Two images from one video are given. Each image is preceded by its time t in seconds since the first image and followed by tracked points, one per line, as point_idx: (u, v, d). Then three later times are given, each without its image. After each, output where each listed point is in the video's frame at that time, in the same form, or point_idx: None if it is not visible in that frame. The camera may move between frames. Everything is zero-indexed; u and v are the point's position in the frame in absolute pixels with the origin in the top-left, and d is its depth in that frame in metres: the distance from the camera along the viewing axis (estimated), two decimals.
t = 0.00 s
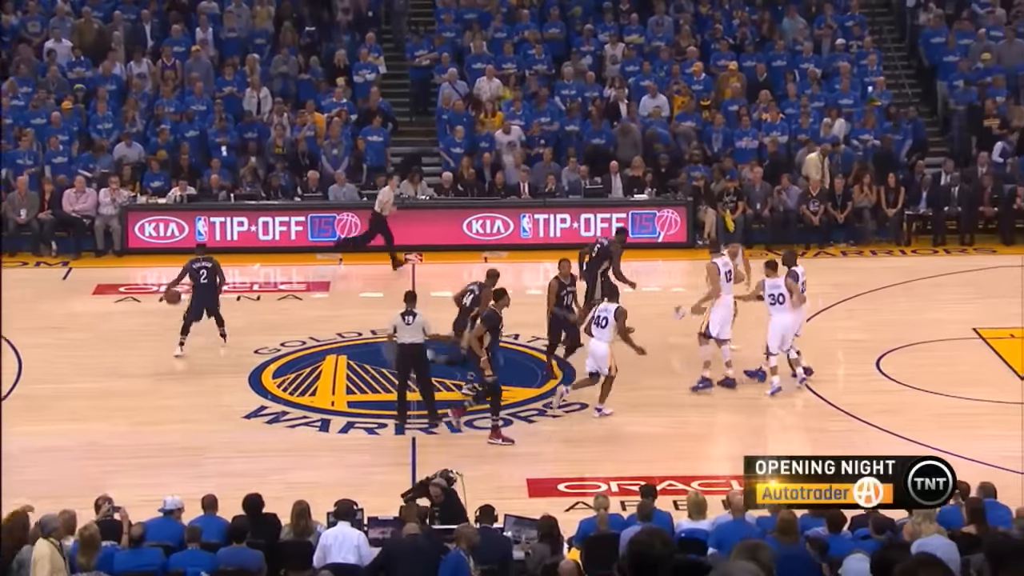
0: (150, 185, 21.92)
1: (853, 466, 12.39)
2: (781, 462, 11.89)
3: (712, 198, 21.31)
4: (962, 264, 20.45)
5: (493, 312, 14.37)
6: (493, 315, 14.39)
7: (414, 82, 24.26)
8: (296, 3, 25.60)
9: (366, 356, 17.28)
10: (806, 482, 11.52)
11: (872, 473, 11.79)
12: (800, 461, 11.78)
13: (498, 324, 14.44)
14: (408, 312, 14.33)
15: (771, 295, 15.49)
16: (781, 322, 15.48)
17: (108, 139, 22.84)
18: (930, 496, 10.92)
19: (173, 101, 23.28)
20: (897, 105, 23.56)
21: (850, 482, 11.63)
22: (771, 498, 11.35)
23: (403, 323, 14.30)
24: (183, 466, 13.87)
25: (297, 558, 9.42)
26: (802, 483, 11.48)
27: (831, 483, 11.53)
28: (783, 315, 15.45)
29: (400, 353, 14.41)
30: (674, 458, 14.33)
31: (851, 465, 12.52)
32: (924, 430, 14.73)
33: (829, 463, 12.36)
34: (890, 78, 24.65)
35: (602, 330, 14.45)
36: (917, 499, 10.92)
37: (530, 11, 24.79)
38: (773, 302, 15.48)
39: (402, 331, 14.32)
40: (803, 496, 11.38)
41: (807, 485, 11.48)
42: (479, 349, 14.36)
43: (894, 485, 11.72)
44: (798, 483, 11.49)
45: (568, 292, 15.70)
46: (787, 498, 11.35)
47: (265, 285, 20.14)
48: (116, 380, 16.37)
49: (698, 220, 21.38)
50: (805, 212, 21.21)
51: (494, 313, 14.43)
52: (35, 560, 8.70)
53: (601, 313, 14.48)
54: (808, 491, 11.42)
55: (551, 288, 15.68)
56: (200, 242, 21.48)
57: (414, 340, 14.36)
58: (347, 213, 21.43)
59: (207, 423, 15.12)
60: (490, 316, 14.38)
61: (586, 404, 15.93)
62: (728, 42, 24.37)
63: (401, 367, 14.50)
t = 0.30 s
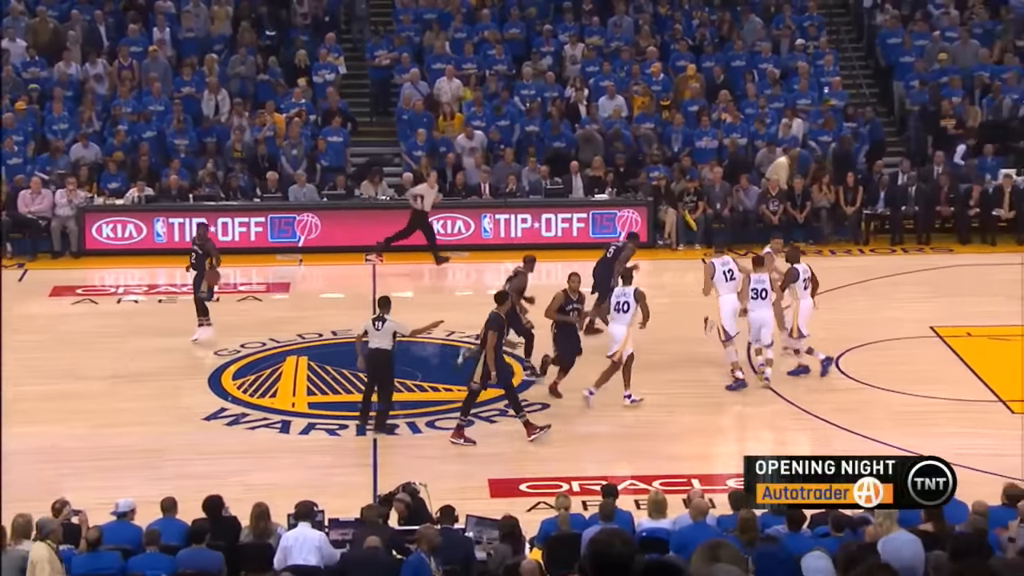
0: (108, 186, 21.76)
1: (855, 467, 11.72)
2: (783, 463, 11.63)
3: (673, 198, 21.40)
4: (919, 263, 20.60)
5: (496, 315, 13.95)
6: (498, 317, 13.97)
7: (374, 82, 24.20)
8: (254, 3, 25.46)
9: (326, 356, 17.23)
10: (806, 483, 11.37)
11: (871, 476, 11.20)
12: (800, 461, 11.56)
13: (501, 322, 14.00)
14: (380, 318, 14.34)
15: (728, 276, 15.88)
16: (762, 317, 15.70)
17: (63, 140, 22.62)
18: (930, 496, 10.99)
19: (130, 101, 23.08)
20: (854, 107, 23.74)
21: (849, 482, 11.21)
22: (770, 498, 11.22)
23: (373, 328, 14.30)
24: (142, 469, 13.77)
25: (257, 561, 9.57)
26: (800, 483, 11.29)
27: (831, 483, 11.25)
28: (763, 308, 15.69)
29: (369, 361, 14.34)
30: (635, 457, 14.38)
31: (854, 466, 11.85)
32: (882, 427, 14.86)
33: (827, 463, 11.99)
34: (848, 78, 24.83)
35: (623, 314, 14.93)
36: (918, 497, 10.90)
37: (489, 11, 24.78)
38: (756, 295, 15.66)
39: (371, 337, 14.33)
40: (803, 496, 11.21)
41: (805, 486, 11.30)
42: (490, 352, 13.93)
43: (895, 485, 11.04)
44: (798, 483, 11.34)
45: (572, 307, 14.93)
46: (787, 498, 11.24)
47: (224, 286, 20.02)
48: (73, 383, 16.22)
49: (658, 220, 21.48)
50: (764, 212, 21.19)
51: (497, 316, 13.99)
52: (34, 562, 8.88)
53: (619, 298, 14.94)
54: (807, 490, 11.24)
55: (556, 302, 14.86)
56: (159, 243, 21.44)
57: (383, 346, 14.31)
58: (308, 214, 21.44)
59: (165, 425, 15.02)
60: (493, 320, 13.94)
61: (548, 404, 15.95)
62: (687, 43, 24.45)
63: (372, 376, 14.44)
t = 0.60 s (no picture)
0: (65, 187, 21.58)
1: (854, 465, 10.75)
2: (782, 461, 10.71)
3: (634, 198, 21.42)
4: (878, 263, 20.73)
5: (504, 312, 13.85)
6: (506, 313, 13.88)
7: (334, 82, 24.13)
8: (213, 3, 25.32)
9: (288, 357, 17.15)
10: (807, 483, 10.58)
11: (871, 473, 10.52)
12: (800, 460, 10.67)
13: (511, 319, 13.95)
14: (355, 320, 14.34)
15: (711, 267, 16.00)
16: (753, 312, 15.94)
17: (19, 141, 22.41)
18: (931, 496, 10.62)
19: (87, 101, 22.91)
20: (813, 108, 23.88)
21: (850, 481, 10.42)
22: (771, 499, 10.52)
23: (348, 329, 14.31)
24: (100, 472, 13.66)
25: (219, 563, 9.37)
26: (802, 483, 10.53)
27: (832, 483, 10.45)
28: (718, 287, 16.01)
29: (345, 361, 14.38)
30: (597, 457, 14.41)
31: (850, 463, 10.82)
32: (842, 425, 14.96)
33: (827, 463, 10.83)
34: (807, 79, 24.99)
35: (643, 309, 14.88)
36: (919, 498, 10.54)
37: (450, 11, 24.75)
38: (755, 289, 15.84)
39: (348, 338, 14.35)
40: (804, 496, 10.49)
41: (807, 485, 10.53)
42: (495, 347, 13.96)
43: (896, 486, 10.52)
44: (798, 483, 10.60)
45: (587, 321, 14.35)
46: (787, 499, 10.54)
47: (184, 288, 19.89)
48: (31, 385, 16.06)
49: (619, 220, 21.50)
50: (726, 212, 21.31)
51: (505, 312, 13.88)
52: (30, 558, 8.60)
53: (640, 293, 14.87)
54: (808, 491, 10.50)
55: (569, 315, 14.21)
56: (117, 244, 21.26)
57: (356, 349, 14.32)
58: (269, 214, 21.23)
59: (125, 427, 14.90)
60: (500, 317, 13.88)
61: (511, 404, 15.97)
62: (647, 43, 24.51)
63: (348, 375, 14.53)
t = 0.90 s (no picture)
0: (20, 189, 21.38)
1: (854, 466, 11.52)
2: (781, 463, 11.47)
3: (593, 197, 21.36)
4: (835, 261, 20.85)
5: (506, 315, 13.68)
6: (509, 318, 13.70)
7: (293, 83, 24.03)
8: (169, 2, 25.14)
9: (247, 358, 17.05)
10: (806, 483, 11.15)
11: (870, 474, 11.31)
12: (800, 461, 11.37)
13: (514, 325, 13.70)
14: (336, 319, 14.34)
15: (668, 286, 15.73)
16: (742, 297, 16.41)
17: None
18: (931, 496, 11.12)
19: (42, 101, 22.69)
20: (771, 108, 23.98)
21: (850, 481, 11.11)
22: (771, 498, 11.09)
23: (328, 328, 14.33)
24: (57, 475, 13.53)
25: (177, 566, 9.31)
26: (802, 483, 11.10)
27: (832, 483, 11.05)
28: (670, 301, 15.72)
29: (325, 360, 14.39)
30: (558, 457, 14.46)
31: (851, 464, 11.53)
32: (800, 423, 15.09)
33: (828, 464, 11.45)
34: (764, 78, 25.13)
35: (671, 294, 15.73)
36: (918, 497, 11.06)
37: (408, 11, 24.69)
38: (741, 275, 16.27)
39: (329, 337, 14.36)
40: (804, 496, 11.02)
41: (807, 485, 11.10)
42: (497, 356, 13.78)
43: (895, 485, 11.27)
44: (798, 483, 11.17)
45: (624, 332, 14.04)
46: (787, 498, 11.09)
47: (142, 289, 19.74)
48: None
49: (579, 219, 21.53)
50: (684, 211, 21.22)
51: (507, 316, 13.72)
52: (27, 563, 8.69)
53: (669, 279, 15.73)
54: (808, 490, 11.04)
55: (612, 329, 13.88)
56: (73, 245, 21.03)
57: (333, 349, 14.32)
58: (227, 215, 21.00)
59: (82, 429, 14.77)
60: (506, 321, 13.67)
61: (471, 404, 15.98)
62: (606, 42, 24.54)
63: (327, 377, 14.54)
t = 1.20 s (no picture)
0: None
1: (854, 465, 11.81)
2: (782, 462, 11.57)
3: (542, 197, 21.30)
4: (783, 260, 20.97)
5: (494, 311, 14.29)
6: (498, 312, 14.32)
7: (239, 83, 23.86)
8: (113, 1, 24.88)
9: (194, 360, 16.90)
10: (806, 483, 11.28)
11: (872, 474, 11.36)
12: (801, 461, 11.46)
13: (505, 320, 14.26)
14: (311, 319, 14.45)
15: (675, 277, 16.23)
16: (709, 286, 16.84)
17: None
18: (932, 496, 11.13)
19: None
20: (718, 110, 24.08)
21: (850, 482, 11.18)
22: (770, 497, 11.23)
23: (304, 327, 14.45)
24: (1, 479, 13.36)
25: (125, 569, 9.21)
26: (802, 482, 11.26)
27: (833, 483, 11.18)
28: (676, 292, 16.17)
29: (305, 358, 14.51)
30: (508, 458, 14.53)
31: (852, 464, 11.84)
32: (748, 421, 15.24)
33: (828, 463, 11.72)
34: (711, 78, 25.23)
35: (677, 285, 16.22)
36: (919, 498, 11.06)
37: (355, 11, 24.58)
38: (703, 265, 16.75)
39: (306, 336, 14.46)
40: (804, 495, 11.14)
41: (807, 485, 11.24)
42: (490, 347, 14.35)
43: (895, 486, 11.23)
44: (798, 482, 11.30)
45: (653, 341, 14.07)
46: (786, 498, 11.19)
47: (87, 291, 19.53)
48: None
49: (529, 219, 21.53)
50: (634, 211, 21.40)
51: (497, 312, 14.34)
52: (9, 564, 8.71)
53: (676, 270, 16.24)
54: (808, 490, 11.16)
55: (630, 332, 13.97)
56: (15, 246, 20.74)
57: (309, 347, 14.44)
58: (174, 216, 20.66)
59: (26, 433, 14.60)
60: (495, 316, 14.31)
61: (420, 404, 16.00)
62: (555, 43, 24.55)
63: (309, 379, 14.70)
